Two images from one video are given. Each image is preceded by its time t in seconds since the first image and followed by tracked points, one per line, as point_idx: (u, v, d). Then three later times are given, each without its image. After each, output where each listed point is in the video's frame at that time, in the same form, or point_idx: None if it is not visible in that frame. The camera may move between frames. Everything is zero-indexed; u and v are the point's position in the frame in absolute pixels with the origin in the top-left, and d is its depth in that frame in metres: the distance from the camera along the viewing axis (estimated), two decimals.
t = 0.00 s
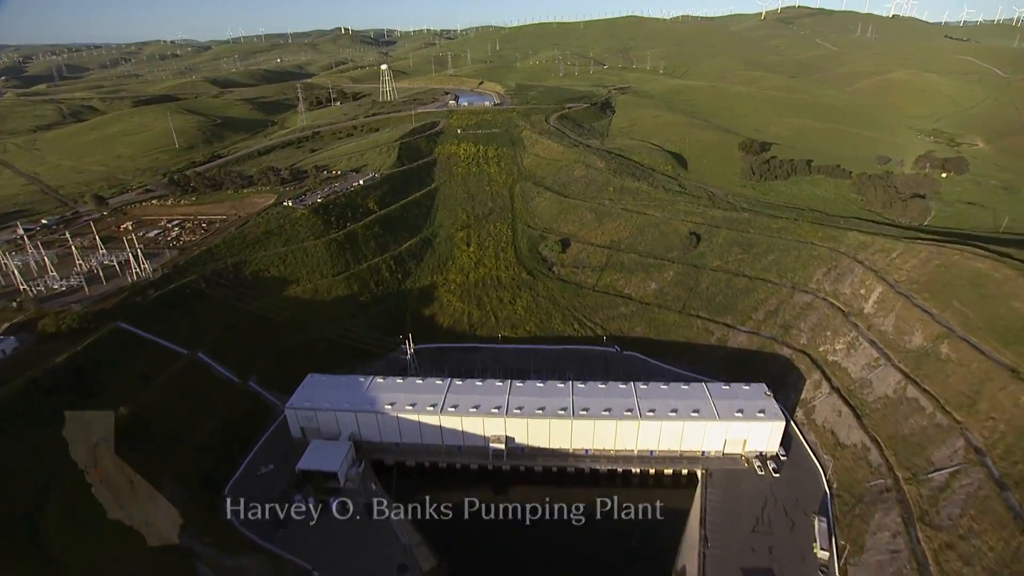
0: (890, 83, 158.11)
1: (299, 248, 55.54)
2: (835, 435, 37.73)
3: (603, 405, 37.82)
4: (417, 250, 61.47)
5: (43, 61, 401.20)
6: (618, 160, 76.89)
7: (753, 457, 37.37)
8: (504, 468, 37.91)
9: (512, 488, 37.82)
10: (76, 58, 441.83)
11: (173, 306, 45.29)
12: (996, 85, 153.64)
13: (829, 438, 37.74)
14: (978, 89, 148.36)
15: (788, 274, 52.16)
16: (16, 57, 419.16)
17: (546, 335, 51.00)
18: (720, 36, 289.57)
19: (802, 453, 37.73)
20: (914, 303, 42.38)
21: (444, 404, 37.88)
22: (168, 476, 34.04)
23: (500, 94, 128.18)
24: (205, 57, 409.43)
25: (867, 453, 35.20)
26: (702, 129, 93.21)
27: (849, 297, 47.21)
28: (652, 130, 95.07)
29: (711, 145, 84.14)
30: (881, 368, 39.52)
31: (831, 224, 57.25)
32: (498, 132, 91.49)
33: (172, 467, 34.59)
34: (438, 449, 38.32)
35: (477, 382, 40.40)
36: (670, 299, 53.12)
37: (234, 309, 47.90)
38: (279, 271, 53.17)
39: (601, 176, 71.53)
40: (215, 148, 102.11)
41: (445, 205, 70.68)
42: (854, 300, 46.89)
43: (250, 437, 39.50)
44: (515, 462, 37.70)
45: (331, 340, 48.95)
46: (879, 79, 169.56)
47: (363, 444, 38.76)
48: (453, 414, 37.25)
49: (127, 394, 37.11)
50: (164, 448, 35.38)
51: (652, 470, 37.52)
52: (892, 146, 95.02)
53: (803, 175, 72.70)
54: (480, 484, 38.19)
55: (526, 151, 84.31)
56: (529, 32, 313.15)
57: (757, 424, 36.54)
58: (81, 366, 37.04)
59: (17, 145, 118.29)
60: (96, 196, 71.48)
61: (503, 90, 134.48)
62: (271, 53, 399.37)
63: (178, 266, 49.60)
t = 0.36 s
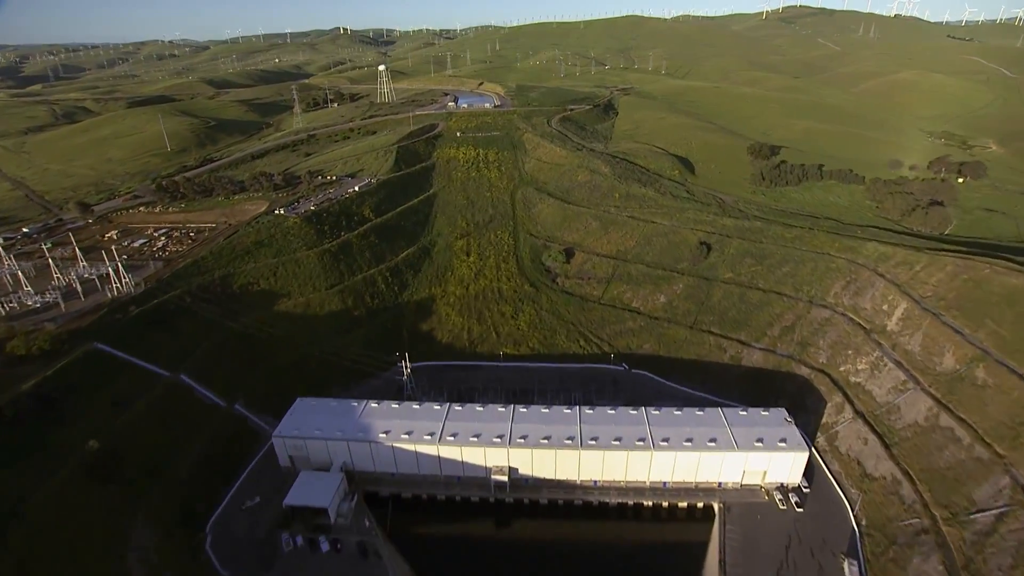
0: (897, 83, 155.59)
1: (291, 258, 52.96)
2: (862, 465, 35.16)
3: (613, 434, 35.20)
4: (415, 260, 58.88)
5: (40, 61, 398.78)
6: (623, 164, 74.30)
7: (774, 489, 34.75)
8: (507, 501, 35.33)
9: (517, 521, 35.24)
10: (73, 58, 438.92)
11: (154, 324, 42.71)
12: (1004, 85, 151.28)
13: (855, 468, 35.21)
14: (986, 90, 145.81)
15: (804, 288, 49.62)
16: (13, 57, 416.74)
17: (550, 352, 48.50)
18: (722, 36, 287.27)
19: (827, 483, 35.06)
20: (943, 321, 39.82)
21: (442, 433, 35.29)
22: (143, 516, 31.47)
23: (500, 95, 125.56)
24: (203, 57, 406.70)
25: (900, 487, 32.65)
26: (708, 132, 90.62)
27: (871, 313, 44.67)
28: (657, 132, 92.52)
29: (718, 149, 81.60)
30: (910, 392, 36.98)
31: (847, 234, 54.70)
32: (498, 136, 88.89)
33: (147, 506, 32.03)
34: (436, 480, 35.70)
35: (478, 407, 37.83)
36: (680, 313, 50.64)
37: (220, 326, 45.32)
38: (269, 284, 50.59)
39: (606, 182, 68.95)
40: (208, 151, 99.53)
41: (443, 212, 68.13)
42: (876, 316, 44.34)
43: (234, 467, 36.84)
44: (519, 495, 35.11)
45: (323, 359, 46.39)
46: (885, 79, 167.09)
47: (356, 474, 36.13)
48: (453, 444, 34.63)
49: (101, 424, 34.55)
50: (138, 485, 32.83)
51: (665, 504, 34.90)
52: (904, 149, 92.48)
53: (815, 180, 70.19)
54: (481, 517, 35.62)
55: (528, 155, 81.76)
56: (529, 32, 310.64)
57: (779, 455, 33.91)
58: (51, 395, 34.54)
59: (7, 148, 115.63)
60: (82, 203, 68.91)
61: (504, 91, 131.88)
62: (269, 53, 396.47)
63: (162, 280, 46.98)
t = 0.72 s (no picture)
0: (904, 84, 153.04)
1: (281, 272, 50.16)
2: (896, 504, 32.41)
3: (626, 471, 32.38)
4: (411, 272, 56.09)
5: (37, 61, 396.70)
6: (628, 170, 71.52)
7: (801, 530, 31.92)
8: (511, 543, 32.55)
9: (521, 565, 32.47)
10: (70, 58, 436.72)
11: (132, 345, 39.89)
12: (1013, 86, 148.87)
13: (889, 507, 32.43)
14: (996, 90, 143.26)
15: (824, 304, 46.87)
16: (10, 57, 415.04)
17: (555, 373, 45.82)
18: (724, 36, 284.93)
19: (859, 523, 32.24)
20: (980, 345, 36.99)
21: (441, 470, 32.59)
22: (111, 566, 28.67)
23: (501, 97, 122.81)
24: (201, 57, 404.37)
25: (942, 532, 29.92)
26: (716, 135, 87.82)
27: (898, 333, 41.83)
28: (663, 135, 89.84)
29: (727, 153, 78.87)
30: (946, 423, 34.21)
31: (867, 245, 51.89)
32: (499, 139, 86.06)
33: (116, 554, 29.23)
34: (434, 520, 32.93)
35: (479, 438, 35.07)
36: (692, 331, 47.93)
37: (203, 346, 42.41)
38: (257, 300, 47.78)
39: (611, 189, 66.15)
40: (200, 155, 96.85)
41: (442, 220, 65.35)
42: (904, 336, 41.50)
43: (214, 505, 33.90)
44: (523, 536, 32.30)
45: (314, 381, 43.60)
46: (891, 80, 164.59)
47: (348, 512, 33.34)
48: (452, 482, 31.91)
49: (67, 461, 31.66)
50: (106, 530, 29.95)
51: (682, 546, 32.11)
52: (917, 153, 89.80)
53: (828, 187, 67.48)
54: (483, 558, 32.83)
55: (530, 160, 79.03)
56: (529, 32, 308.51)
57: (807, 494, 31.05)
58: (14, 429, 31.72)
59: None
60: (66, 212, 66.16)
61: (504, 92, 129.10)
62: (268, 53, 393.96)
63: (141, 297, 44.09)
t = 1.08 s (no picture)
0: (915, 85, 149.47)
1: (266, 291, 46.48)
2: (951, 566, 28.96)
3: (646, 528, 28.78)
4: (408, 289, 52.54)
5: (33, 62, 393.29)
6: (637, 177, 67.91)
7: None
8: None
9: None
10: (67, 59, 433.12)
11: (99, 378, 36.29)
12: None
13: (943, 569, 28.96)
14: (1009, 91, 139.65)
15: (853, 328, 43.26)
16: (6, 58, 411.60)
17: (563, 405, 42.37)
18: (727, 36, 281.34)
19: None
20: None
21: (439, 526, 29.04)
22: None
23: (502, 99, 119.23)
24: (199, 58, 400.57)
25: None
26: (726, 140, 84.23)
27: (939, 362, 38.18)
28: (671, 140, 86.31)
29: (740, 160, 75.29)
30: (1004, 472, 30.75)
31: (897, 261, 48.23)
32: (501, 145, 82.41)
33: None
34: None
35: (482, 486, 31.46)
36: (710, 357, 44.40)
37: (178, 377, 38.77)
38: (240, 323, 44.16)
39: (619, 198, 62.49)
40: (191, 161, 93.24)
41: (441, 232, 61.80)
42: (946, 366, 37.88)
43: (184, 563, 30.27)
44: None
45: (300, 414, 39.98)
46: (900, 80, 161.04)
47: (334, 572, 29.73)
48: (452, 541, 28.33)
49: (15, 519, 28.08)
50: None
51: None
52: (936, 158, 86.18)
53: (849, 196, 63.92)
54: None
55: (533, 166, 75.45)
56: (530, 32, 304.99)
57: (851, 557, 27.44)
58: None
59: None
60: (43, 223, 62.50)
61: (505, 94, 125.40)
62: (266, 53, 390.15)
63: (112, 321, 40.43)
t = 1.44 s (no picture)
0: (930, 87, 144.54)
1: (242, 325, 41.29)
2: None
3: None
4: (402, 320, 47.53)
5: (27, 62, 388.05)
6: (651, 191, 62.67)
7: None
8: None
9: None
10: (62, 59, 428.04)
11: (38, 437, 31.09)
12: None
13: None
14: None
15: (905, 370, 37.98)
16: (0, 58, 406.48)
17: (577, 459, 37.30)
18: (732, 37, 276.37)
19: None
20: None
21: None
22: None
23: (504, 102, 114.13)
24: (195, 58, 395.55)
25: None
26: (744, 148, 79.02)
27: (1013, 417, 33.06)
28: (684, 148, 81.25)
29: (760, 171, 70.28)
30: None
31: (948, 290, 43.08)
32: (503, 153, 77.12)
33: None
34: None
35: None
36: (742, 402, 39.30)
37: (134, 432, 33.55)
38: (210, 363, 38.94)
39: (633, 215, 57.32)
40: (175, 169, 88.00)
41: (439, 251, 56.70)
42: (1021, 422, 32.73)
43: None
44: None
45: (276, 472, 34.86)
46: (914, 82, 156.09)
47: None
48: None
49: None
50: None
51: None
52: (965, 166, 81.06)
53: (882, 212, 58.81)
54: None
55: (538, 176, 70.32)
56: (531, 32, 300.20)
57: None
58: None
59: None
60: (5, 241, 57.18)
61: (506, 97, 120.02)
62: (263, 53, 385.26)
63: (61, 364, 35.17)
